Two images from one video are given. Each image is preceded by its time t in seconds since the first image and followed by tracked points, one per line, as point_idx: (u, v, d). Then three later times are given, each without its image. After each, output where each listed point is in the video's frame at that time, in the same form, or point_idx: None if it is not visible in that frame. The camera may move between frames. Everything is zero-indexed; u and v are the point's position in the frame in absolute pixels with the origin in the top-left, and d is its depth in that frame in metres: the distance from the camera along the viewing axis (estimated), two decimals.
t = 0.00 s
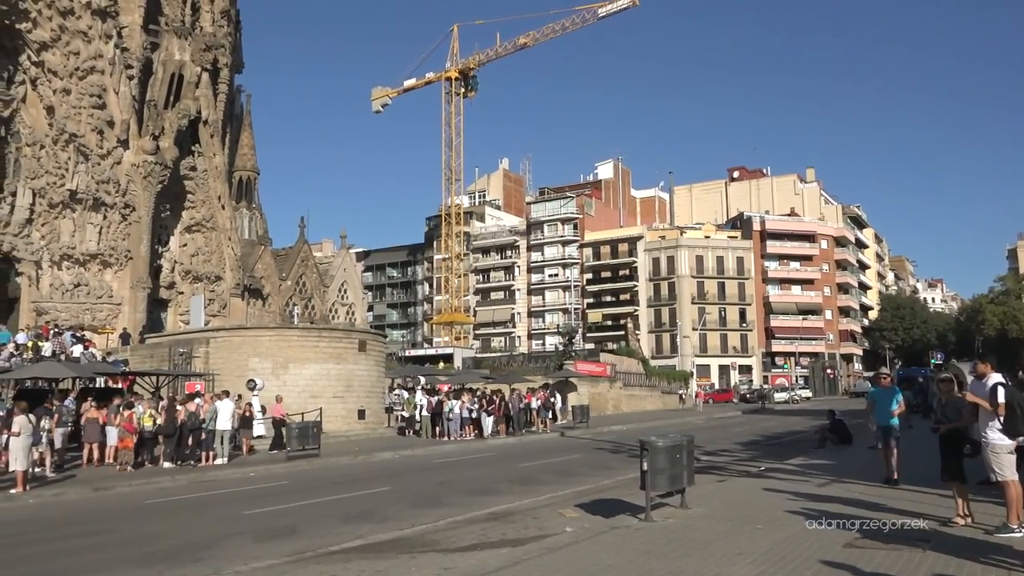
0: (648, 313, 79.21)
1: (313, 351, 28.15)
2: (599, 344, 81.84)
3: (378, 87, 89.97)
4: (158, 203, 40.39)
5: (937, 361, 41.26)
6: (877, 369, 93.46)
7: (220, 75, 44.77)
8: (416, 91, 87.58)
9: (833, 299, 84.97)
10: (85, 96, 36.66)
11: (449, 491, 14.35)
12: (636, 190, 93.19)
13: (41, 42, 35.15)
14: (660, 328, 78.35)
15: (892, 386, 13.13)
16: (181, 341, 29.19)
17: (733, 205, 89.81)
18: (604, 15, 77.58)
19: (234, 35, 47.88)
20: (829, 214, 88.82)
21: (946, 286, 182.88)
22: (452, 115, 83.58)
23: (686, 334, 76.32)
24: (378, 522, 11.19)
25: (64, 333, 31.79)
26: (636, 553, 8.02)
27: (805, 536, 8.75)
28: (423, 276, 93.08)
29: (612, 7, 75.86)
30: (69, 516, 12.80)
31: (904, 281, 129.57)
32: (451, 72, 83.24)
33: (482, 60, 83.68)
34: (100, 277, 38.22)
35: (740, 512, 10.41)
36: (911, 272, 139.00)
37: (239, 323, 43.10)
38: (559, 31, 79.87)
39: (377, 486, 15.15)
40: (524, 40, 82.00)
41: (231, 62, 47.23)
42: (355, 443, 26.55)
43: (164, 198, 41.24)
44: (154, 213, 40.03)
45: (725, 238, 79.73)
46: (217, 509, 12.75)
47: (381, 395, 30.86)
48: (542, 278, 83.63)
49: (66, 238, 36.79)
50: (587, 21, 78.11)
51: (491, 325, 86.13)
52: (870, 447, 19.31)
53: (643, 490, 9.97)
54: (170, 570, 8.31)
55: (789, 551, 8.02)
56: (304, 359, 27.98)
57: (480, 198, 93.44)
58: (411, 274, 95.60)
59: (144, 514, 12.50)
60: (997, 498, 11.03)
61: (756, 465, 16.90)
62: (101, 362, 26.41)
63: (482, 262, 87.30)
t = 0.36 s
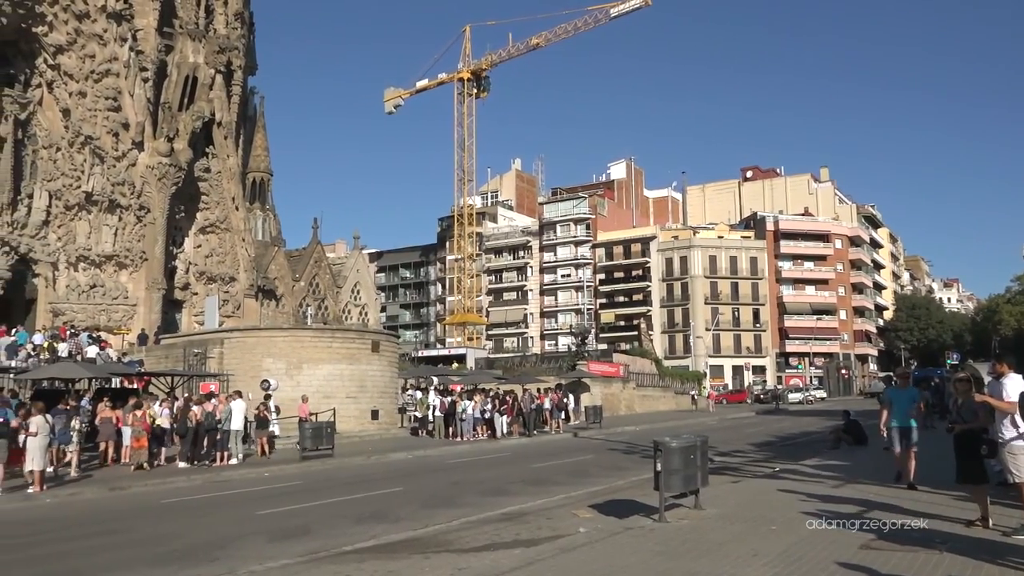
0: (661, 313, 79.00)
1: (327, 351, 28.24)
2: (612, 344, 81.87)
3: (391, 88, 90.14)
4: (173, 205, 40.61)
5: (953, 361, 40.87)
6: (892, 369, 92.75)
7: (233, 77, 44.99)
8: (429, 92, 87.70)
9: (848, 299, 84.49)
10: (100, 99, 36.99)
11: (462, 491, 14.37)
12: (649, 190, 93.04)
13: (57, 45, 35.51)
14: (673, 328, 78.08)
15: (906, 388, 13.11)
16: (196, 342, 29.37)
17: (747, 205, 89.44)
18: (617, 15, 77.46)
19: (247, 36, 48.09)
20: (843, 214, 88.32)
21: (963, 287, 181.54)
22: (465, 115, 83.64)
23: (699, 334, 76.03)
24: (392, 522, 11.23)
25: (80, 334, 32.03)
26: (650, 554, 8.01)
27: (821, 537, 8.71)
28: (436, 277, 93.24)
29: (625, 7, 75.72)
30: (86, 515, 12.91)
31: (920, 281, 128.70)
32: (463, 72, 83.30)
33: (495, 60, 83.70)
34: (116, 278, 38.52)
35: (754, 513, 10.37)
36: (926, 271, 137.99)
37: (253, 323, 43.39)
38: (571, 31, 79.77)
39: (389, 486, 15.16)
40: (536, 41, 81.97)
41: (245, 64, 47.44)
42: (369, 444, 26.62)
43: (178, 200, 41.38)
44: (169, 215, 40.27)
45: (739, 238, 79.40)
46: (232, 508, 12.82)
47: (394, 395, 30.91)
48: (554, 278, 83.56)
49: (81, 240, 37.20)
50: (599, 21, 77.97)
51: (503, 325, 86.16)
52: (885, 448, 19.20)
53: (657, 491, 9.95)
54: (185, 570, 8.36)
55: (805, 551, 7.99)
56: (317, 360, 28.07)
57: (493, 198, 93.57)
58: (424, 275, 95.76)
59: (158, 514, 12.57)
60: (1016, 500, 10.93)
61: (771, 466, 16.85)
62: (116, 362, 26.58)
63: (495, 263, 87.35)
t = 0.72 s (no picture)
0: (676, 313, 78.75)
1: (342, 351, 28.34)
2: (627, 344, 81.82)
3: (405, 89, 90.38)
4: (190, 206, 40.93)
5: (972, 360, 40.51)
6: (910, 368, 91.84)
7: (249, 79, 45.20)
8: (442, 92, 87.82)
9: (864, 298, 83.95)
10: (118, 101, 37.30)
11: (477, 491, 14.36)
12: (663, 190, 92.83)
13: (74, 49, 35.92)
14: (688, 328, 77.80)
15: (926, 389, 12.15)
16: (212, 342, 29.57)
17: (762, 203, 88.96)
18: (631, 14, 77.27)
19: (261, 38, 48.36)
20: (859, 212, 87.71)
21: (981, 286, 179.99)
22: (478, 116, 83.72)
23: (715, 334, 75.68)
24: (407, 522, 11.24)
25: (99, 334, 32.31)
26: (666, 555, 7.98)
27: (838, 538, 8.66)
28: (450, 277, 93.41)
29: (638, 6, 75.54)
30: (104, 515, 13.00)
31: (937, 279, 127.80)
32: (477, 73, 83.38)
33: (508, 61, 83.72)
34: (133, 279, 38.90)
35: (771, 514, 10.32)
36: (944, 269, 136.91)
37: (268, 323, 43.90)
38: (585, 30, 79.67)
39: (404, 486, 15.18)
40: (549, 40, 81.92)
41: (260, 66, 47.65)
42: (384, 443, 26.70)
43: (195, 201, 41.79)
44: (185, 217, 40.56)
45: (754, 237, 79.02)
46: (248, 508, 12.88)
47: (409, 395, 30.99)
48: (568, 278, 83.54)
49: (99, 241, 37.63)
50: (613, 20, 77.81)
51: (518, 325, 86.19)
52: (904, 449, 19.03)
53: (673, 490, 9.91)
54: (203, 569, 8.41)
55: (823, 552, 7.94)
56: (332, 360, 28.18)
57: (507, 199, 93.67)
58: (438, 275, 95.98)
59: (176, 513, 12.65)
60: None
61: (787, 467, 16.74)
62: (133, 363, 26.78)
63: (509, 263, 87.46)
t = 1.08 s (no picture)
0: (697, 311, 78.35)
1: (363, 351, 28.47)
2: (647, 342, 81.83)
3: (423, 89, 90.61)
4: (212, 207, 41.32)
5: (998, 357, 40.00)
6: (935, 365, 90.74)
7: (269, 81, 45.39)
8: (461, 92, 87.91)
9: (888, 295, 83.10)
10: (140, 104, 37.81)
11: (498, 490, 14.39)
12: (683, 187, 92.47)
13: (98, 53, 36.54)
14: (709, 325, 77.38)
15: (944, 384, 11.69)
16: (235, 342, 29.83)
17: (784, 200, 88.28)
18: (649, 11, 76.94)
19: (281, 40, 48.71)
20: (882, 208, 86.81)
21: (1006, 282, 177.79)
22: (497, 115, 83.74)
23: (736, 332, 75.22)
24: (428, 521, 11.26)
25: (124, 335, 32.66)
26: (688, 553, 7.95)
27: (863, 537, 8.58)
28: (470, 276, 93.55)
29: (657, 2, 75.16)
30: (130, 514, 13.14)
31: (962, 275, 126.38)
32: (495, 72, 83.43)
33: (527, 59, 83.65)
34: (157, 280, 39.43)
35: (796, 512, 10.26)
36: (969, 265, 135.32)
37: (290, 323, 43.82)
38: (603, 28, 79.44)
39: (426, 485, 15.24)
40: (568, 38, 81.73)
41: (280, 68, 47.95)
42: (406, 442, 26.80)
43: (217, 202, 42.20)
44: (208, 218, 40.87)
45: (775, 234, 78.45)
46: (272, 507, 12.97)
47: (430, 394, 31.08)
48: (588, 276, 83.39)
49: (124, 243, 38.30)
50: (631, 17, 77.54)
51: (538, 324, 86.12)
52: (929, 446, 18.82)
53: (695, 489, 9.86)
54: (228, 567, 8.47)
55: (849, 551, 7.86)
56: (354, 360, 28.33)
57: (526, 197, 93.74)
58: (458, 274, 96.17)
59: (201, 512, 12.77)
60: None
61: (811, 465, 16.62)
62: (158, 363, 27.05)
63: (529, 262, 87.45)
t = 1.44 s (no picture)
0: (718, 309, 77.90)
1: (384, 351, 28.58)
2: (668, 340, 81.51)
3: (443, 89, 90.76)
4: (234, 209, 41.64)
5: None
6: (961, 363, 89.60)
7: (290, 83, 45.60)
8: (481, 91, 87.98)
9: (912, 292, 82.16)
10: (163, 107, 38.33)
11: (520, 489, 14.40)
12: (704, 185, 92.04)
13: (121, 57, 37.27)
14: (731, 324, 76.91)
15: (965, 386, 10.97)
16: (258, 343, 30.06)
17: (806, 197, 87.56)
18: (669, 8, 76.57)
19: (302, 42, 49.05)
20: (906, 204, 85.84)
21: None
22: (517, 114, 83.73)
23: (758, 330, 74.71)
24: (449, 520, 11.28)
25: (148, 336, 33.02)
26: (712, 552, 7.91)
27: (889, 537, 8.49)
28: (491, 275, 93.62)
29: None
30: (155, 513, 13.28)
31: (988, 272, 124.74)
32: (515, 71, 83.41)
33: (546, 58, 83.56)
34: (181, 282, 39.87)
35: (819, 512, 10.18)
36: (996, 261, 133.55)
37: (312, 323, 44.15)
38: (623, 26, 79.16)
39: (447, 484, 15.29)
40: (587, 36, 81.55)
41: (301, 69, 48.19)
42: (428, 441, 26.88)
43: (239, 204, 42.61)
44: (230, 219, 41.08)
45: (797, 231, 77.85)
46: (294, 506, 13.06)
47: (451, 393, 31.14)
48: (609, 275, 83.20)
49: (148, 245, 38.85)
50: (651, 14, 77.16)
51: (559, 323, 86.04)
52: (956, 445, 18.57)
53: (718, 489, 9.81)
54: (252, 565, 8.55)
55: (874, 551, 7.78)
56: (375, 359, 28.45)
57: (546, 196, 93.73)
58: (478, 273, 96.32)
59: (225, 511, 12.87)
60: None
61: (835, 464, 16.47)
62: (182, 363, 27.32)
63: (549, 261, 87.41)
